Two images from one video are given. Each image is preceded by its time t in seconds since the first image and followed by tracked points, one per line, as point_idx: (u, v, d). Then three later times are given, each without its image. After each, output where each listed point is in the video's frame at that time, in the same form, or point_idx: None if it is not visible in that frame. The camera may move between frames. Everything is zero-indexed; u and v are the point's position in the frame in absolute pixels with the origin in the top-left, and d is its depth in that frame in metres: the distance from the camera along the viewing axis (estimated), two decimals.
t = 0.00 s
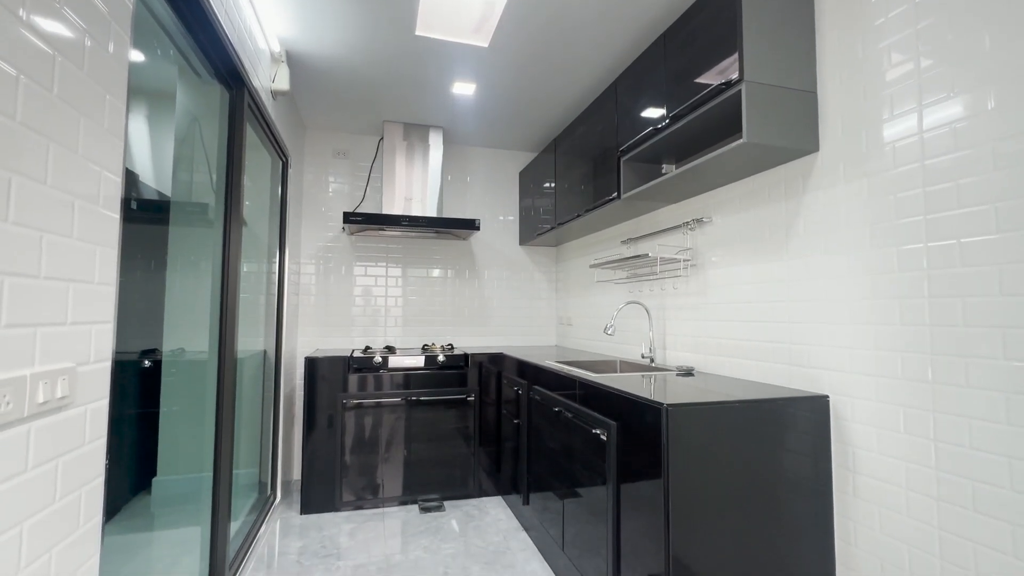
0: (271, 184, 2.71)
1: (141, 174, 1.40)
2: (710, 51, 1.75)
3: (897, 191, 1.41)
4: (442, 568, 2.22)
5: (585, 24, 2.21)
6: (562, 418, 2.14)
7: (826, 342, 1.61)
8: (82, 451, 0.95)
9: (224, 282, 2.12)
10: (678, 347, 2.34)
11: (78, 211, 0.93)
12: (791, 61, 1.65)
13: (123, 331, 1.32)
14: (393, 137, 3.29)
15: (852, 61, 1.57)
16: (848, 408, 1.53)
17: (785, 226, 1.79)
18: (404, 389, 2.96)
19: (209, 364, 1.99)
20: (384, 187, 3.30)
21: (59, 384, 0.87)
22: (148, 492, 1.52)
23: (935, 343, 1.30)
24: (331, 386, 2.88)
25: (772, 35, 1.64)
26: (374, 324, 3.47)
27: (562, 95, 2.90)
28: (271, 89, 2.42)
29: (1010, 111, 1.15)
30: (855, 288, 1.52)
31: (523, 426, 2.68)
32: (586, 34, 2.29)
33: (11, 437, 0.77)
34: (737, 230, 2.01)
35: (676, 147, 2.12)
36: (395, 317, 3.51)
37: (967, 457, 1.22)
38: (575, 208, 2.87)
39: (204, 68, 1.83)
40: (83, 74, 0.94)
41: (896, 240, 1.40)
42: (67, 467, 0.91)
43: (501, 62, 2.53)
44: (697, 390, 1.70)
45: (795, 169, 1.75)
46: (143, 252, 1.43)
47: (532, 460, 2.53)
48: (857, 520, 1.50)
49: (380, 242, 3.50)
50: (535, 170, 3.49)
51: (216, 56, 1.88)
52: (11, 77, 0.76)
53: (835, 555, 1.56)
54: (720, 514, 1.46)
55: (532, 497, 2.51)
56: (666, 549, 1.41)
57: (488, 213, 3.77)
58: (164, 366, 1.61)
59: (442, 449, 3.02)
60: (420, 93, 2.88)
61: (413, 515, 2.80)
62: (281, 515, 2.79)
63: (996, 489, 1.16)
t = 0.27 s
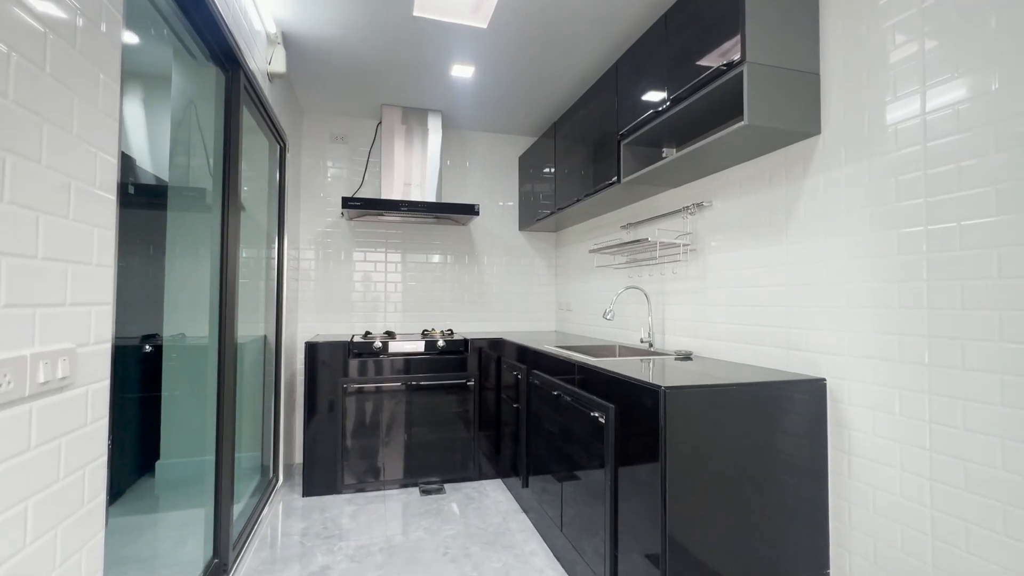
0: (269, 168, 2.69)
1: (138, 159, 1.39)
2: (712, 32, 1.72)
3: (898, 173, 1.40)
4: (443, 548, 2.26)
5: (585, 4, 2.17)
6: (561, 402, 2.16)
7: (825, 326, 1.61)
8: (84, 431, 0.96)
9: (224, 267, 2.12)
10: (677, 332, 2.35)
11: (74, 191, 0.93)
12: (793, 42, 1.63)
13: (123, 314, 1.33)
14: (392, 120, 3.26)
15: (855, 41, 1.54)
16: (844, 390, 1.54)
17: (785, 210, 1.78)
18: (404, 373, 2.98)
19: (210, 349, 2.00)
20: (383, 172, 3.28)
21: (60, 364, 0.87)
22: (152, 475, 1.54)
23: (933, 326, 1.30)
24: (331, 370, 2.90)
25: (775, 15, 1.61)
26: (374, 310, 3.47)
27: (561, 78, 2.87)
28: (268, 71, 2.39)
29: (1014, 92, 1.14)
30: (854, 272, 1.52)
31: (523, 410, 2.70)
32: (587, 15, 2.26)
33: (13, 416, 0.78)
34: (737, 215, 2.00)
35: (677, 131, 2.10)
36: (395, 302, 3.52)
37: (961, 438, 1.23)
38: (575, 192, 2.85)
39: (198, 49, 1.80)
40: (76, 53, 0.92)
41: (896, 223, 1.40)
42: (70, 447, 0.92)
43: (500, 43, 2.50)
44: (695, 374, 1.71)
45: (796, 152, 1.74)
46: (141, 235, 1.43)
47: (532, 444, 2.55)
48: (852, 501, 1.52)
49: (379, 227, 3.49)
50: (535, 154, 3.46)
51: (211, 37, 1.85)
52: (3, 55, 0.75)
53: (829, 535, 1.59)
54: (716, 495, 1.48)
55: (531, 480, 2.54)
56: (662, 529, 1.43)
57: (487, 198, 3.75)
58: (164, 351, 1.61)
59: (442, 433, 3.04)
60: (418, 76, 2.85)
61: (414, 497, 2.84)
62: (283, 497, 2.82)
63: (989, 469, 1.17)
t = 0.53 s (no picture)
0: (267, 153, 2.67)
1: (134, 144, 1.39)
2: (713, 13, 1.70)
3: (899, 157, 1.39)
4: (443, 530, 2.30)
5: None
6: (560, 386, 2.17)
7: (823, 310, 1.62)
8: (87, 412, 0.97)
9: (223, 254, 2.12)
10: (676, 317, 2.35)
11: (70, 174, 0.92)
12: (797, 23, 1.61)
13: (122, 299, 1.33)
14: (390, 104, 3.23)
15: (859, 22, 1.52)
16: (842, 373, 1.55)
17: (786, 194, 1.77)
18: (404, 359, 2.99)
19: (211, 334, 2.00)
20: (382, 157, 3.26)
21: (61, 345, 0.88)
22: (156, 458, 1.55)
23: (932, 310, 1.30)
24: (332, 356, 2.91)
25: None
26: (374, 296, 3.48)
27: (561, 61, 2.83)
28: (264, 54, 2.36)
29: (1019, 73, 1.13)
30: (854, 256, 1.52)
31: (522, 395, 2.72)
32: None
33: (16, 396, 0.79)
34: (738, 199, 1.99)
35: (678, 114, 2.08)
36: (394, 288, 3.52)
37: (956, 420, 1.24)
38: (574, 177, 2.84)
39: (193, 31, 1.78)
40: (68, 32, 0.91)
41: (897, 207, 1.39)
42: (73, 427, 0.93)
43: (498, 26, 2.46)
44: (693, 358, 1.71)
45: (798, 137, 1.72)
46: (139, 220, 1.42)
47: (531, 428, 2.57)
48: (847, 482, 1.54)
49: (379, 213, 3.48)
50: (535, 139, 3.43)
51: (206, 18, 1.82)
52: None
53: (824, 516, 1.61)
54: (713, 477, 1.50)
55: (530, 464, 2.57)
56: (660, 511, 1.45)
57: (487, 184, 3.73)
58: (165, 337, 1.62)
59: (443, 418, 3.07)
60: (416, 59, 2.82)
61: (415, 481, 2.88)
62: (286, 481, 2.86)
63: (982, 451, 1.18)
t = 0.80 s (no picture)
0: (264, 137, 2.65)
1: (132, 128, 1.38)
2: None
3: (902, 138, 1.38)
4: (444, 511, 2.33)
5: None
6: (560, 369, 2.18)
7: (823, 293, 1.62)
8: (89, 391, 0.97)
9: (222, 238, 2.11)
10: (676, 301, 2.35)
11: (66, 153, 0.91)
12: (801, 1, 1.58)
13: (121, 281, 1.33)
14: (389, 87, 3.19)
15: None
16: (840, 356, 1.55)
17: (788, 176, 1.76)
18: (405, 343, 3.00)
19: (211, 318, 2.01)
20: (381, 140, 3.23)
21: (62, 325, 0.88)
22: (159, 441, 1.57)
23: (931, 292, 1.30)
24: (332, 340, 2.92)
25: None
26: (373, 281, 3.48)
27: (562, 42, 2.79)
28: (261, 35, 2.33)
29: None
30: (854, 239, 1.52)
31: (522, 379, 2.73)
32: None
33: (19, 375, 0.79)
34: (739, 182, 1.98)
35: (679, 95, 2.06)
36: (394, 273, 3.52)
37: (953, 401, 1.25)
38: (574, 161, 2.82)
39: (186, 10, 1.75)
40: (60, 8, 0.89)
41: (898, 189, 1.39)
42: (76, 406, 0.94)
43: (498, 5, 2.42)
44: (692, 341, 1.72)
45: (800, 118, 1.70)
46: (136, 202, 1.42)
47: (531, 412, 2.59)
48: (842, 463, 1.55)
49: (378, 198, 3.46)
50: (535, 122, 3.40)
51: None
52: None
53: (819, 496, 1.63)
54: (711, 457, 1.51)
55: (530, 446, 2.60)
56: (657, 492, 1.47)
57: (487, 168, 3.71)
58: (166, 321, 1.62)
59: (443, 402, 3.09)
60: (415, 41, 2.77)
61: (416, 463, 2.91)
62: (288, 463, 2.89)
63: (978, 431, 1.20)
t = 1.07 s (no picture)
0: (261, 119, 2.62)
1: (127, 111, 1.37)
2: None
3: (906, 119, 1.36)
4: (445, 492, 2.36)
5: None
6: (559, 353, 2.19)
7: (822, 276, 1.61)
8: (90, 372, 0.98)
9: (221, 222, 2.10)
10: (675, 285, 2.35)
11: (60, 133, 0.90)
12: None
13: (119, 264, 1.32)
14: (387, 68, 3.15)
15: None
16: (838, 338, 1.56)
17: (790, 158, 1.74)
18: (405, 327, 3.01)
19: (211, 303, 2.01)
20: (379, 123, 3.20)
21: (61, 306, 0.88)
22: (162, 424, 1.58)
23: (931, 274, 1.30)
24: (332, 325, 2.92)
25: None
26: (373, 265, 3.47)
27: (563, 22, 2.74)
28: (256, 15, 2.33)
29: None
30: (855, 221, 1.51)
31: (521, 362, 2.75)
32: None
33: (19, 355, 0.79)
34: (740, 165, 1.96)
35: (681, 76, 2.03)
36: (394, 258, 3.51)
37: (949, 383, 1.26)
38: (574, 144, 2.79)
39: None
40: None
41: (901, 170, 1.37)
42: (78, 386, 0.94)
43: None
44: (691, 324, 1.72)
45: (804, 99, 1.68)
46: (133, 185, 1.41)
47: (531, 395, 2.61)
48: (839, 444, 1.57)
49: (376, 181, 3.44)
50: (535, 105, 3.36)
51: None
52: None
53: (815, 476, 1.65)
54: (709, 440, 1.52)
55: (529, 429, 2.62)
56: (655, 473, 1.49)
57: (486, 152, 3.68)
58: (165, 305, 1.63)
59: (443, 385, 3.11)
60: (413, 21, 2.73)
61: (417, 446, 2.94)
62: (290, 446, 2.92)
63: (974, 412, 1.20)
